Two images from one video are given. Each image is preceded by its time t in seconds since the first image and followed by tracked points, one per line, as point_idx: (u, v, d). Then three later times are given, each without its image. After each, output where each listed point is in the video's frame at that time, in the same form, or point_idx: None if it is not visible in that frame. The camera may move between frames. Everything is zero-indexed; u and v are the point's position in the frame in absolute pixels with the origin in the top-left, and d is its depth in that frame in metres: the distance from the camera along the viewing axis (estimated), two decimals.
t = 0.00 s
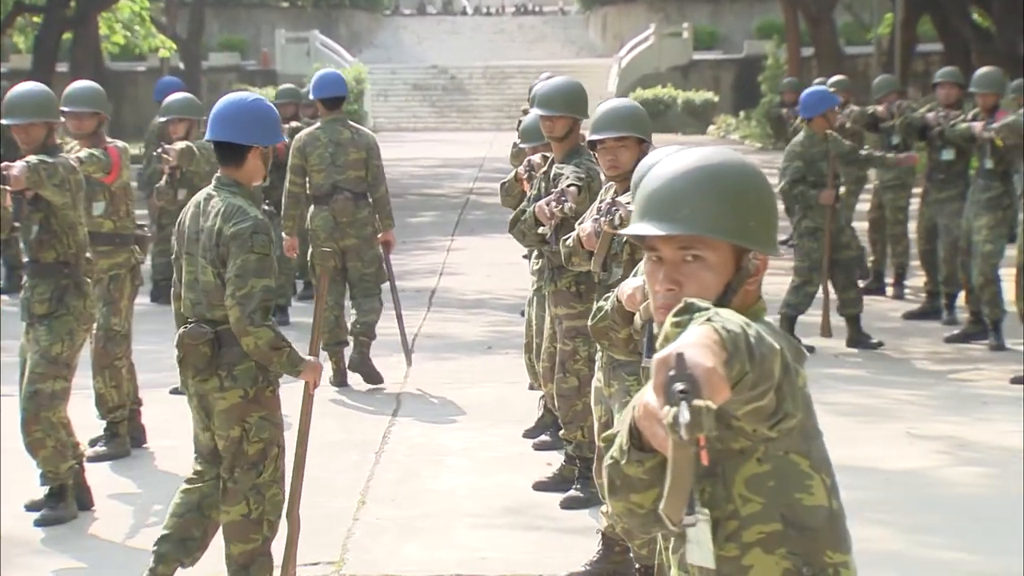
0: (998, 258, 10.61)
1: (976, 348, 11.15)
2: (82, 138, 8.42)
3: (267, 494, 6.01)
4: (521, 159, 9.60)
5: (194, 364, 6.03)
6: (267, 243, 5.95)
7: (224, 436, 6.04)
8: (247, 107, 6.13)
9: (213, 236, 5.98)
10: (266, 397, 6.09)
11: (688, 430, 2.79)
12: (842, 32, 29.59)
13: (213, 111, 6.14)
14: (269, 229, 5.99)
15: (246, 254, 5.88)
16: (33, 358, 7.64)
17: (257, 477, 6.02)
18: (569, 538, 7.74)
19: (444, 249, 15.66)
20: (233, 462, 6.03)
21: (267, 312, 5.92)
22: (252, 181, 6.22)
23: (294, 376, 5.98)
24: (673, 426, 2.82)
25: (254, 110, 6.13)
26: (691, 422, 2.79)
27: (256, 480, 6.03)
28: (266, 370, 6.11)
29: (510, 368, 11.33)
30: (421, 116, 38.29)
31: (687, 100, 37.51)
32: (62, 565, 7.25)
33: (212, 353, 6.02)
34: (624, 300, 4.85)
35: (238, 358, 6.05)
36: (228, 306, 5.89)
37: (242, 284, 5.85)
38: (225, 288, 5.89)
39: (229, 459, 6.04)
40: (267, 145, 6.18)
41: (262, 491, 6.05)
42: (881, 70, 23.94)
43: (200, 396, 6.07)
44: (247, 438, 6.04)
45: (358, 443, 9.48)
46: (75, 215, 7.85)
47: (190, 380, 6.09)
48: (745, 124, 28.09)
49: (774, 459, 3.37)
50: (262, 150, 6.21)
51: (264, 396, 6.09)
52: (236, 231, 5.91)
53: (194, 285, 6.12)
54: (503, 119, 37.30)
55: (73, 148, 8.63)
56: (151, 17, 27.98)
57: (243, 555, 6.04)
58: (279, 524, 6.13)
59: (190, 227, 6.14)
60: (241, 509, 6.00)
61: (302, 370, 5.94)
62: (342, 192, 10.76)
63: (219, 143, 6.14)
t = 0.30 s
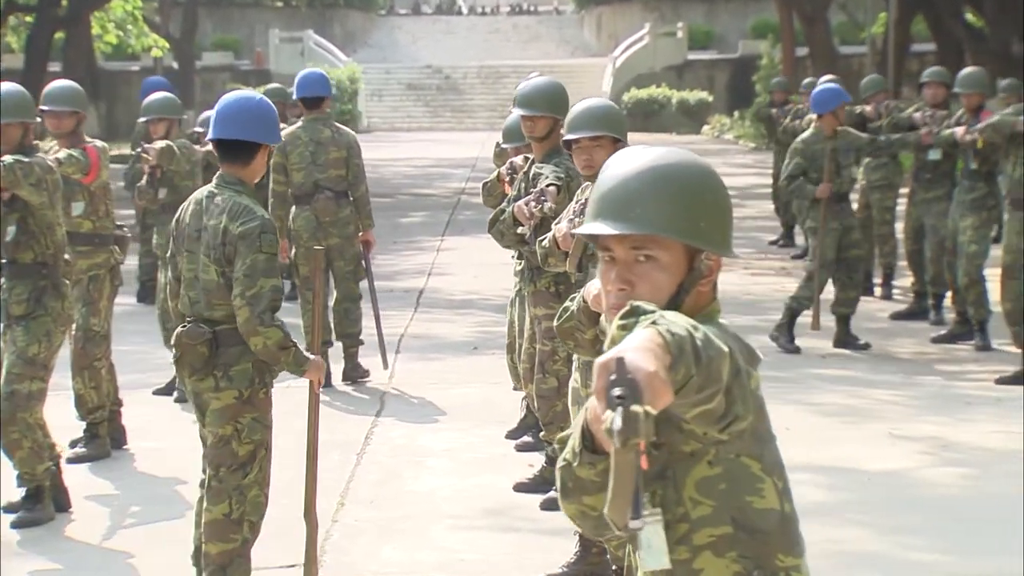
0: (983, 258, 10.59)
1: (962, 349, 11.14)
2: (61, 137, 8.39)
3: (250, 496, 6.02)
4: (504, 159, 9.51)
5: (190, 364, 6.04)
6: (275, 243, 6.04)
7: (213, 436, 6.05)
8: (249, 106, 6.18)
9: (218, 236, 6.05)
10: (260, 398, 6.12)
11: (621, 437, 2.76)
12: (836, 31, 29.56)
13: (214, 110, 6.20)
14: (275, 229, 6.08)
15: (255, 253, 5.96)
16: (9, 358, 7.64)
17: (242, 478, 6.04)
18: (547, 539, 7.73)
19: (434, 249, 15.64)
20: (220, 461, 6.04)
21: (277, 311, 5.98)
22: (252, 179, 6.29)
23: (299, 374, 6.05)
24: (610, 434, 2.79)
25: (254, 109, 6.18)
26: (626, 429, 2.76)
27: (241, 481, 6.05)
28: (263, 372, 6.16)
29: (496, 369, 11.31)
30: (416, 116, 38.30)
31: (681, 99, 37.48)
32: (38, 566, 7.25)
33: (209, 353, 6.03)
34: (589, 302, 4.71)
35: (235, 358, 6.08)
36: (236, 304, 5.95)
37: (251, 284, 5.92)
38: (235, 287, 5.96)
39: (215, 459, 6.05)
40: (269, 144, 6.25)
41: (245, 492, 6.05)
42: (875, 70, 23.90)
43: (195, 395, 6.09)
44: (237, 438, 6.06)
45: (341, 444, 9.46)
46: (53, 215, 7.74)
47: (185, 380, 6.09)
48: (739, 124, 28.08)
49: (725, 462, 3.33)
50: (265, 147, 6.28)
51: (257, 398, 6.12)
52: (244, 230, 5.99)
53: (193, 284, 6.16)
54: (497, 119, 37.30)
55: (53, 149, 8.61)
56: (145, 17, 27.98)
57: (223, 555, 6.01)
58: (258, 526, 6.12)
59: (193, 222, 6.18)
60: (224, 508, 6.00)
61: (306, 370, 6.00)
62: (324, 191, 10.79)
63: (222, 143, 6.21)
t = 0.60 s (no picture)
0: (965, 258, 10.57)
1: (945, 349, 11.12)
2: (36, 137, 8.35)
3: (228, 495, 5.95)
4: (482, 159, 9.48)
5: (179, 364, 6.04)
6: (265, 241, 6.06)
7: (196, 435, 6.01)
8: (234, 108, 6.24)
9: (206, 236, 6.05)
10: (246, 399, 6.10)
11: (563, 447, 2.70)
12: (826, 30, 29.52)
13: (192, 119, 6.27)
14: (263, 228, 6.10)
15: (246, 251, 5.98)
16: None
17: (220, 477, 5.98)
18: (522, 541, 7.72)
19: (420, 249, 15.62)
20: (202, 459, 5.99)
21: (269, 308, 6.02)
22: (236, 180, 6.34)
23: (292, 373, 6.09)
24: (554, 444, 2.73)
25: (235, 108, 6.26)
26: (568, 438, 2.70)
27: (220, 481, 5.98)
28: (252, 373, 6.15)
29: (479, 369, 11.28)
30: (407, 115, 38.27)
31: (673, 99, 37.43)
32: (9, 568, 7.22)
33: (198, 352, 6.04)
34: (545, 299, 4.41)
35: (224, 357, 6.08)
36: (228, 303, 5.97)
37: (244, 281, 5.95)
38: (226, 285, 5.98)
39: (197, 459, 6.00)
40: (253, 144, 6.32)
41: (223, 492, 5.98)
42: (865, 70, 23.88)
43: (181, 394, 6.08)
44: (219, 437, 6.01)
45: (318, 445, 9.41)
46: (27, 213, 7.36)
47: (174, 379, 6.09)
48: (730, 124, 28.07)
49: (675, 465, 3.29)
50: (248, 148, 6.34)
51: (245, 398, 6.10)
52: (234, 228, 6.02)
53: (181, 286, 6.15)
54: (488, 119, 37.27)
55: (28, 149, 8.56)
56: (133, 16, 27.95)
57: (196, 554, 5.91)
58: (235, 529, 6.03)
59: (178, 223, 6.17)
60: (202, 506, 5.92)
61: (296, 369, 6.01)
62: (307, 192, 10.74)
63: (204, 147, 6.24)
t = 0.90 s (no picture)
0: (951, 258, 10.52)
1: (930, 349, 11.07)
2: (12, 137, 8.31)
3: (227, 488, 5.95)
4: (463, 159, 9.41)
5: (172, 363, 6.05)
6: (245, 233, 6.08)
7: (194, 432, 6.03)
8: (201, 105, 6.18)
9: (187, 231, 6.04)
10: (241, 393, 6.11)
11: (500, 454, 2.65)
12: (817, 29, 29.46)
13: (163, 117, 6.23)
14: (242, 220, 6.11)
15: (227, 244, 6.00)
16: None
17: (221, 470, 5.98)
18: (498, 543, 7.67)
19: (407, 249, 15.56)
20: (202, 455, 6.00)
21: (255, 298, 6.02)
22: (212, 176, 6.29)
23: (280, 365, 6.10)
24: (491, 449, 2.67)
25: (206, 104, 6.19)
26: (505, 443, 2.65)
27: (221, 474, 5.99)
28: (245, 368, 6.16)
29: (462, 369, 11.22)
30: (399, 114, 38.19)
31: (665, 98, 37.38)
32: None
33: (190, 351, 6.05)
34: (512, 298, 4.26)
35: (216, 354, 6.08)
36: (212, 295, 6.00)
37: (227, 273, 5.97)
38: (210, 278, 6.00)
39: (195, 453, 6.02)
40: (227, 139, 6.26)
41: (222, 486, 5.99)
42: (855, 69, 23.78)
43: (175, 394, 6.08)
44: (218, 431, 6.03)
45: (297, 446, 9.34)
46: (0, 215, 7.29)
47: (167, 379, 6.09)
48: (722, 123, 27.99)
49: (624, 466, 3.24)
50: (222, 144, 6.28)
51: (238, 393, 6.10)
52: (213, 223, 6.02)
53: (166, 286, 6.13)
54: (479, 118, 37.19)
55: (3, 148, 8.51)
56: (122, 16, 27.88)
57: (188, 543, 5.90)
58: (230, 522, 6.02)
59: (158, 224, 6.14)
60: (198, 497, 5.92)
61: (286, 359, 6.05)
62: (292, 193, 10.64)
63: (178, 147, 6.20)
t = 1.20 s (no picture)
0: (932, 257, 10.47)
1: (910, 349, 11.03)
2: None
3: (239, 482, 5.97)
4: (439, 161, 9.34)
5: (147, 362, 5.99)
6: (218, 228, 6.00)
7: (189, 431, 6.00)
8: (171, 101, 6.12)
9: (159, 229, 5.99)
10: (227, 387, 6.07)
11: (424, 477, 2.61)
12: (805, 29, 29.41)
13: (134, 116, 6.15)
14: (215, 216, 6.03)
15: (199, 240, 5.93)
16: None
17: (231, 467, 5.98)
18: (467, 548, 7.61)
19: (389, 249, 15.50)
20: (204, 455, 5.99)
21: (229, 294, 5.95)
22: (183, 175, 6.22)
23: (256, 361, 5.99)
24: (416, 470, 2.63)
25: (177, 103, 6.11)
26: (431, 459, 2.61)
27: (230, 469, 5.99)
28: (222, 363, 6.10)
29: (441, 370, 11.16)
30: (385, 114, 38.12)
31: (652, 98, 37.34)
32: None
33: (163, 349, 5.98)
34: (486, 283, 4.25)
35: (191, 351, 6.03)
36: (188, 291, 5.92)
37: (200, 269, 5.89)
38: (184, 275, 5.93)
39: (197, 453, 6.01)
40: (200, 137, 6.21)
41: (233, 481, 5.99)
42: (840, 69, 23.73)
43: (155, 394, 6.03)
44: (215, 430, 6.00)
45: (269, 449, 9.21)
46: None
47: (142, 378, 6.03)
48: (708, 123, 27.93)
49: (569, 482, 3.19)
50: (193, 142, 6.22)
51: (223, 387, 6.06)
52: (185, 219, 5.95)
53: (139, 285, 6.09)
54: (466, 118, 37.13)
55: None
56: (106, 14, 27.78)
57: (198, 532, 5.89)
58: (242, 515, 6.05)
59: (131, 224, 6.11)
60: (211, 492, 5.91)
61: (265, 354, 5.97)
62: (280, 189, 10.49)
63: (149, 144, 6.13)
